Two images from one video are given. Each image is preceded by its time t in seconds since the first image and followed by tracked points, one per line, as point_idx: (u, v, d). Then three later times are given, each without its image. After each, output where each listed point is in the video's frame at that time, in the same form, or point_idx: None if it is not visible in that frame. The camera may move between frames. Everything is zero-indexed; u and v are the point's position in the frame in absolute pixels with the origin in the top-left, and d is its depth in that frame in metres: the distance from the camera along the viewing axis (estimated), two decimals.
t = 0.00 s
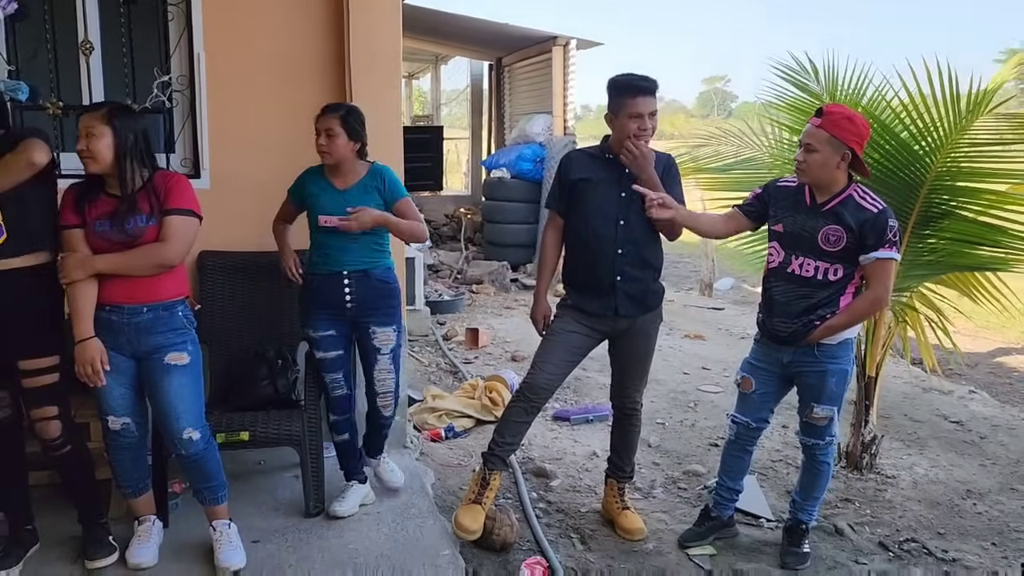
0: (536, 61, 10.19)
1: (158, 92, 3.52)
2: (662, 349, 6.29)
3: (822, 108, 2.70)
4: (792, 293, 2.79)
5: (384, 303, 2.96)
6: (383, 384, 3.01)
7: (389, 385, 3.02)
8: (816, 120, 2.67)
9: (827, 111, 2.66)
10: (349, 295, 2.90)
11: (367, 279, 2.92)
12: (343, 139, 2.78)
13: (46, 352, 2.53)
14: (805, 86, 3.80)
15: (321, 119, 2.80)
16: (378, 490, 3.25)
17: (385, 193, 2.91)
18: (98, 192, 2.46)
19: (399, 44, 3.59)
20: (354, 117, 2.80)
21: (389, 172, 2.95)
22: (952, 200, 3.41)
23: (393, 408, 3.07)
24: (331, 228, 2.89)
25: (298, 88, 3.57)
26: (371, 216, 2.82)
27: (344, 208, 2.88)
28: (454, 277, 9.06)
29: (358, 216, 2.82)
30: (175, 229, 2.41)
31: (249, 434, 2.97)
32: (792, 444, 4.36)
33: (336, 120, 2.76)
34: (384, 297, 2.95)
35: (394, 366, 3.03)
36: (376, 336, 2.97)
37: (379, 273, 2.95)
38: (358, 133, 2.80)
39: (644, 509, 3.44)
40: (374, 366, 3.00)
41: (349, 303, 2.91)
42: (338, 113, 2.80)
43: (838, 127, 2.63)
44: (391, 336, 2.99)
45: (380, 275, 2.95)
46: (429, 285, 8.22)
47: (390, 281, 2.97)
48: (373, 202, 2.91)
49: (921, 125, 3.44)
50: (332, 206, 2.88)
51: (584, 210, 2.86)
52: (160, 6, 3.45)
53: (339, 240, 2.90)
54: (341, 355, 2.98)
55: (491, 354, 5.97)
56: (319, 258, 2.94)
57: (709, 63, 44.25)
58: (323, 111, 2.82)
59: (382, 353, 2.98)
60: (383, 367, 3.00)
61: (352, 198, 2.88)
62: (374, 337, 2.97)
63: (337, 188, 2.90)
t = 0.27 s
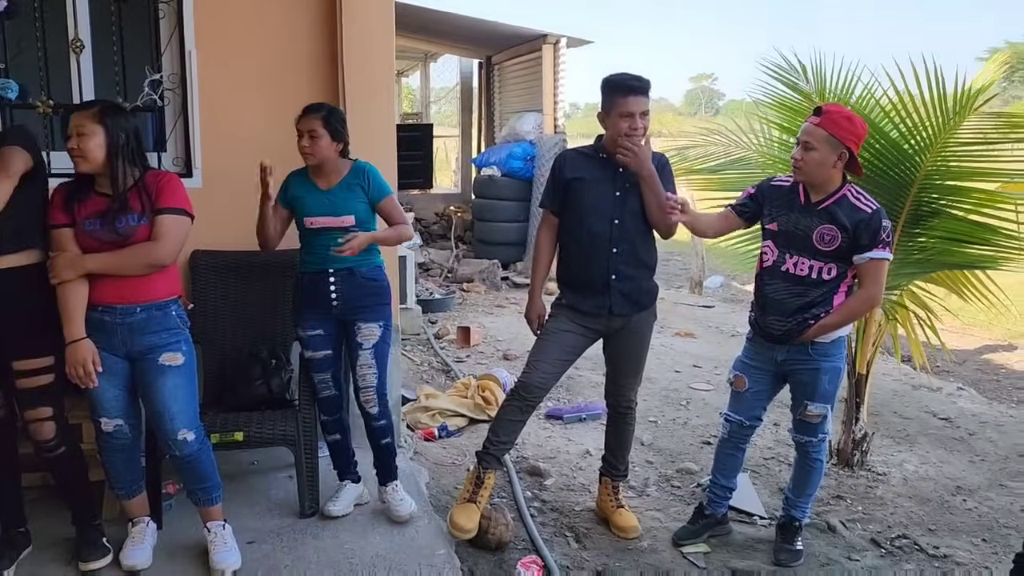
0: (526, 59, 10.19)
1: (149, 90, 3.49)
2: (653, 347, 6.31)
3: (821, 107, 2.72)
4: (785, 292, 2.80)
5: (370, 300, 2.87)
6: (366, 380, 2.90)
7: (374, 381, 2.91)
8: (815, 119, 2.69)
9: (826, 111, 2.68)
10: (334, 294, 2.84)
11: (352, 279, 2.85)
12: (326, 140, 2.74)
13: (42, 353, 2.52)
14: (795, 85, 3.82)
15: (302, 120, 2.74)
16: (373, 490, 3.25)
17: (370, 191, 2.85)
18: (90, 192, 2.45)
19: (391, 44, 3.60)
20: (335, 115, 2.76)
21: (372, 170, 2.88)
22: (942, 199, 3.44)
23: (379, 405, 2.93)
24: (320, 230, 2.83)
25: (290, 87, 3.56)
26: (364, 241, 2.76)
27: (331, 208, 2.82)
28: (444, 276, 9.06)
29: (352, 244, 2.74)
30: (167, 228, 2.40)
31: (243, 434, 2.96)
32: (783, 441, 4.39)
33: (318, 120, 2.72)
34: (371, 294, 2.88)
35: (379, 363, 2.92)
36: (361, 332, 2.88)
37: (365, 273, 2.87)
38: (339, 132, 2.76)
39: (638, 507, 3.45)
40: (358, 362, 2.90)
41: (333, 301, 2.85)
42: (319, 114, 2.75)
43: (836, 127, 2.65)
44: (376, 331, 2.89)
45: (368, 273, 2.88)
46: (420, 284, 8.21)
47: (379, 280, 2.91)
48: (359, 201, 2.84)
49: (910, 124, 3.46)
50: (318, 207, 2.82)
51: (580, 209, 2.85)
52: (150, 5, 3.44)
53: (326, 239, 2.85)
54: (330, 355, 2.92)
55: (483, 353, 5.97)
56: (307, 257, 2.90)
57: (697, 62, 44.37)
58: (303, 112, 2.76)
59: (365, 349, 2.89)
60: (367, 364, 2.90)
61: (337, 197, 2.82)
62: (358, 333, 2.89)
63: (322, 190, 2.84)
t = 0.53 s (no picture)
0: (513, 57, 10.18)
1: (133, 86, 3.46)
2: (640, 345, 6.32)
3: (808, 105, 2.74)
4: (773, 289, 2.81)
5: (360, 296, 2.85)
6: (365, 368, 2.84)
7: (372, 368, 2.84)
8: (801, 117, 2.71)
9: (813, 109, 2.70)
10: (323, 290, 2.82)
11: (348, 276, 2.83)
12: (303, 139, 2.73)
13: (25, 351, 2.50)
14: (779, 84, 3.85)
15: (274, 118, 2.73)
16: (360, 489, 3.23)
17: (346, 181, 2.84)
18: (72, 188, 2.42)
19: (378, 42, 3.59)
20: (305, 110, 2.75)
21: (345, 161, 2.87)
22: (926, 196, 3.46)
23: (380, 391, 2.86)
24: (300, 226, 2.81)
25: (274, 84, 3.53)
26: (358, 248, 2.80)
27: (309, 202, 2.80)
28: (431, 274, 9.03)
29: (347, 254, 2.78)
30: (151, 225, 2.37)
31: (230, 433, 2.94)
32: (770, 438, 4.41)
33: (295, 119, 2.70)
34: (359, 286, 2.85)
35: (376, 351, 2.86)
36: (353, 324, 2.86)
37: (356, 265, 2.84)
38: (312, 127, 2.75)
39: (626, 503, 3.46)
40: (354, 350, 2.85)
41: (323, 296, 2.82)
42: (294, 111, 2.73)
43: (823, 125, 2.66)
44: (368, 321, 2.86)
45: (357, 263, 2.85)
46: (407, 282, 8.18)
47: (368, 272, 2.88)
48: (338, 193, 2.83)
49: (893, 122, 3.48)
50: (297, 203, 2.80)
51: (568, 206, 2.85)
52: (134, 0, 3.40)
53: (309, 234, 2.82)
54: (317, 353, 2.90)
55: (470, 351, 5.96)
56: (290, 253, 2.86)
57: (682, 61, 44.53)
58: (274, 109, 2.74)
59: (359, 339, 2.84)
60: (364, 353, 2.85)
61: (314, 190, 2.80)
62: (351, 324, 2.86)
63: (298, 186, 2.82)
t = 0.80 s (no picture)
0: (498, 56, 10.17)
1: (114, 84, 3.43)
2: (626, 344, 6.33)
3: (789, 106, 2.74)
4: (761, 287, 2.81)
5: (352, 292, 2.84)
6: (359, 361, 2.82)
7: (367, 360, 2.82)
8: (783, 117, 2.71)
9: (793, 110, 2.70)
10: (312, 286, 2.79)
11: (330, 270, 2.79)
12: (275, 143, 2.72)
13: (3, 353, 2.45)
14: (765, 83, 3.86)
15: (238, 126, 2.71)
16: (345, 490, 3.21)
17: (322, 171, 2.83)
18: (51, 187, 2.38)
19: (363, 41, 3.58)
20: (268, 112, 2.73)
21: (312, 153, 2.85)
22: (910, 194, 3.48)
23: (375, 383, 2.84)
24: (280, 224, 2.78)
25: (260, 82, 3.51)
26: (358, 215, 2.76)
27: (284, 198, 2.77)
28: (417, 274, 9.00)
29: (349, 221, 2.75)
30: (130, 226, 2.34)
31: (214, 435, 2.91)
32: (755, 436, 4.42)
33: (263, 122, 2.68)
34: (349, 279, 2.83)
35: (370, 342, 2.84)
36: (345, 317, 2.83)
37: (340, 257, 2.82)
38: (279, 127, 2.74)
39: (612, 503, 3.46)
40: (348, 346, 2.83)
41: (312, 293, 2.79)
42: (258, 112, 2.72)
43: (804, 125, 2.67)
44: (360, 313, 2.83)
45: (342, 257, 2.82)
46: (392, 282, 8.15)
47: (356, 265, 2.86)
48: (312, 184, 2.80)
49: (878, 121, 3.50)
50: (272, 202, 2.78)
51: (556, 206, 2.84)
52: None
53: (291, 232, 2.79)
54: (307, 352, 2.91)
55: (456, 351, 5.94)
56: (276, 251, 2.84)
57: (668, 61, 44.68)
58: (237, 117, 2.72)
59: (352, 332, 2.82)
60: (358, 345, 2.82)
61: (287, 186, 2.78)
62: (342, 317, 2.84)
63: (272, 189, 2.81)
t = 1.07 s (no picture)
0: (485, 56, 10.16)
1: (95, 83, 3.37)
2: (613, 344, 6.34)
3: (781, 106, 2.72)
4: (747, 287, 2.81)
5: (340, 291, 2.81)
6: (348, 363, 2.80)
7: (355, 363, 2.80)
8: (778, 119, 2.68)
9: (787, 109, 2.69)
10: (297, 287, 2.76)
11: (313, 270, 2.77)
12: (251, 143, 2.68)
13: None
14: (750, 82, 3.86)
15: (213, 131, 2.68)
16: (330, 492, 3.19)
17: (301, 168, 2.76)
18: (31, 186, 2.33)
19: (347, 41, 3.57)
20: (241, 112, 2.69)
21: (291, 150, 2.79)
22: (894, 194, 3.49)
23: (365, 387, 2.83)
24: (265, 224, 2.76)
25: (244, 80, 3.48)
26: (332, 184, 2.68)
27: (264, 199, 2.74)
28: (404, 275, 8.98)
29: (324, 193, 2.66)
30: (113, 226, 2.32)
31: (197, 437, 2.88)
32: (741, 436, 4.43)
33: (239, 124, 2.65)
34: (334, 279, 2.80)
35: (359, 344, 2.82)
36: (333, 318, 2.80)
37: (324, 259, 2.79)
38: (255, 127, 2.70)
39: (598, 503, 3.45)
40: (337, 347, 2.81)
41: (298, 294, 2.77)
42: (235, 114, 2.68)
43: (799, 125, 2.67)
44: (348, 315, 2.81)
45: (325, 258, 2.79)
46: (379, 282, 8.12)
47: (342, 265, 2.84)
48: (291, 181, 2.74)
49: (862, 120, 3.50)
50: (254, 204, 2.76)
51: (540, 206, 2.83)
52: None
53: (275, 232, 2.77)
54: (295, 353, 2.89)
55: (442, 351, 5.93)
56: (261, 251, 2.82)
57: (655, 61, 44.79)
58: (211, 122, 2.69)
59: (339, 334, 2.80)
60: (346, 347, 2.81)
61: (267, 186, 2.74)
62: (330, 319, 2.81)
63: (254, 191, 2.77)
